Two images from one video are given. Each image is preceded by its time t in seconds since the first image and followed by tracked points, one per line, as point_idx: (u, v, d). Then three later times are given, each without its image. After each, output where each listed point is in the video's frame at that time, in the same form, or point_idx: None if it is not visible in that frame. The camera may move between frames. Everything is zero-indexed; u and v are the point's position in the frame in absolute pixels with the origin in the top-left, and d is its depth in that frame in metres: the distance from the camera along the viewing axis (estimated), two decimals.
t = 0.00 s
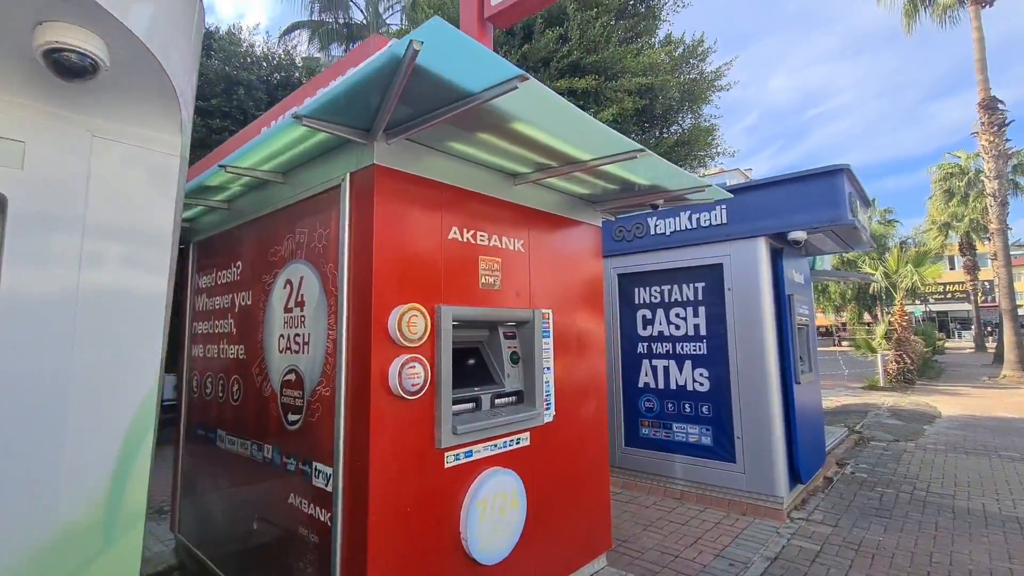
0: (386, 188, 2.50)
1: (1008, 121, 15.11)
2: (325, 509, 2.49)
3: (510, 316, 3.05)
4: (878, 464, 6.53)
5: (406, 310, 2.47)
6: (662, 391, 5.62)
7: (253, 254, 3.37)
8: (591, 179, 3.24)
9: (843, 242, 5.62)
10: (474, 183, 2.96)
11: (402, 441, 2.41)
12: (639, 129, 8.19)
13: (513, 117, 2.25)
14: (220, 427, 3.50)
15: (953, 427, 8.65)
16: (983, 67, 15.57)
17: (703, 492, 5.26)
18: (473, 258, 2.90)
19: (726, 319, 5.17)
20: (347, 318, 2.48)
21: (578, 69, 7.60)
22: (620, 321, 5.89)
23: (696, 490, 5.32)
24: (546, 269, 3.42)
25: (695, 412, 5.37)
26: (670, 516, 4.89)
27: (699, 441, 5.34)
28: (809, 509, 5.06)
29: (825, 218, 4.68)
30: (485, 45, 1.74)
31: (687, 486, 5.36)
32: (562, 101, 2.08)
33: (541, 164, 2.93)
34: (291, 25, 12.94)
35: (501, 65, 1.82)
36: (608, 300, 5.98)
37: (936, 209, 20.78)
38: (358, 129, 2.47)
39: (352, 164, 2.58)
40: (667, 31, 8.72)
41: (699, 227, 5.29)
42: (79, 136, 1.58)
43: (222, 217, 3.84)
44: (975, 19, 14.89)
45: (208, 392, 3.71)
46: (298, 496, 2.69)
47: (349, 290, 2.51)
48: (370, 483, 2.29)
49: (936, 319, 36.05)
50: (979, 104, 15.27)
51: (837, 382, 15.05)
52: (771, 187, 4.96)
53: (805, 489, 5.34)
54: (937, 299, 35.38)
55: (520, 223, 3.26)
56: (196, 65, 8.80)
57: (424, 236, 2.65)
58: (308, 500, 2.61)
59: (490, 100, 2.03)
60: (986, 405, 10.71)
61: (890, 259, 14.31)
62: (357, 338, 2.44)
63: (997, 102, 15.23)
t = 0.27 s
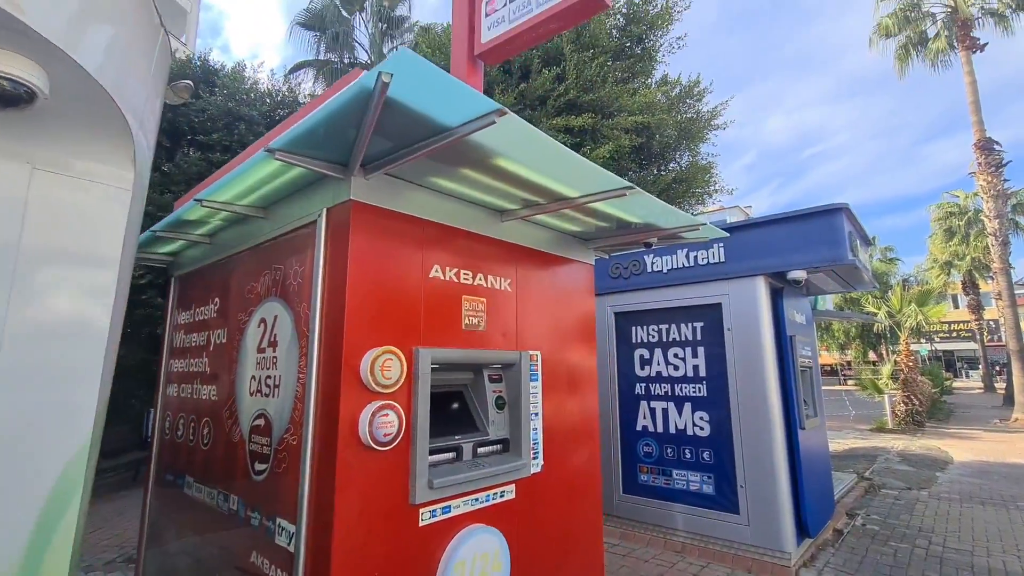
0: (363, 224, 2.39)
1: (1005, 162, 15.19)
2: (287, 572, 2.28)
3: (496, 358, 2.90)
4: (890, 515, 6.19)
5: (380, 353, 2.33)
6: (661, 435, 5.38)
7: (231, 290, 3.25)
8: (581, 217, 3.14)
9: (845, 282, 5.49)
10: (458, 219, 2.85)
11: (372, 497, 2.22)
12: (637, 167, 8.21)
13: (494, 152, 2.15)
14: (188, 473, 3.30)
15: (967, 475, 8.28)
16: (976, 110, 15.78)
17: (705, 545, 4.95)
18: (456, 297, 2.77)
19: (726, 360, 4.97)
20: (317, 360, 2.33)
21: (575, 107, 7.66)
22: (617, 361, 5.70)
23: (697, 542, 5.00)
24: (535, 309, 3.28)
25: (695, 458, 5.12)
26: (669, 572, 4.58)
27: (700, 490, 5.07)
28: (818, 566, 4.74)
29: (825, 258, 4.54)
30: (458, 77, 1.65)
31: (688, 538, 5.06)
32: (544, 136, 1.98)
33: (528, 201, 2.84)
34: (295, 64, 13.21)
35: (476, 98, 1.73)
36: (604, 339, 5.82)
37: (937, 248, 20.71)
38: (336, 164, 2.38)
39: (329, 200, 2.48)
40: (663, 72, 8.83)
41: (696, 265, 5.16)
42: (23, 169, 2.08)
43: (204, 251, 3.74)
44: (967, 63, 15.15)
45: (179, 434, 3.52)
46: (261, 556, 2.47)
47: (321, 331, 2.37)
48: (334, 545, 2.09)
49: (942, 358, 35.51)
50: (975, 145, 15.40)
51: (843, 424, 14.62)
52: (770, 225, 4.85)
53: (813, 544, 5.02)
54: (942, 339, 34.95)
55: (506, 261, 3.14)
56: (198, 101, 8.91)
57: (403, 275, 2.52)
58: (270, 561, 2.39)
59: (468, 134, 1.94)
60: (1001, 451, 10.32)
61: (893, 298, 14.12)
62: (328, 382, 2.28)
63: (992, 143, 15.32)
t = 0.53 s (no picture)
0: (341, 252, 2.30)
1: (1005, 197, 15.19)
2: None
3: (481, 393, 2.77)
4: (901, 562, 5.88)
5: (355, 387, 2.21)
6: (659, 473, 5.16)
7: (211, 318, 3.15)
8: (571, 247, 3.05)
9: (847, 317, 5.35)
10: (444, 248, 2.76)
11: (340, 544, 2.06)
12: (635, 197, 8.20)
13: (475, 180, 2.08)
14: (157, 510, 3.13)
15: (981, 518, 7.92)
16: (974, 145, 15.87)
17: None
18: (439, 329, 2.65)
19: (725, 396, 4.78)
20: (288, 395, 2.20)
21: (573, 138, 7.70)
22: (614, 394, 5.53)
23: None
24: (523, 341, 3.16)
25: (695, 498, 4.88)
26: None
27: (700, 533, 4.83)
28: None
29: (825, 291, 4.40)
30: (434, 102, 1.59)
31: None
32: (527, 163, 1.91)
33: (515, 230, 2.76)
34: (300, 94, 13.45)
35: (452, 123, 1.66)
36: (600, 371, 5.66)
37: (941, 282, 20.55)
38: (317, 191, 2.32)
39: (308, 227, 2.40)
40: (662, 105, 8.91)
41: (694, 296, 5.06)
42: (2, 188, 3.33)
43: (188, 277, 3.66)
44: (963, 100, 15.33)
45: (151, 467, 3.36)
46: None
47: (294, 363, 2.25)
48: None
49: (950, 394, 34.86)
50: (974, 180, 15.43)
51: (850, 461, 14.20)
52: (769, 258, 4.75)
53: None
54: (949, 374, 34.41)
55: (494, 292, 3.03)
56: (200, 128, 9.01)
57: (382, 305, 2.42)
58: None
59: (448, 161, 1.86)
60: (1015, 492, 9.93)
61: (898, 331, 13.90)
62: (298, 418, 2.15)
63: (992, 178, 15.35)
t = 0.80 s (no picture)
0: (319, 289, 2.22)
1: (1007, 242, 15.15)
2: None
3: (464, 439, 2.63)
4: None
5: (327, 433, 2.09)
6: (659, 525, 4.88)
7: (190, 355, 3.06)
8: (561, 287, 2.97)
9: (851, 362, 5.20)
10: (430, 286, 2.68)
11: None
12: (635, 238, 8.19)
13: (457, 217, 2.02)
14: (120, 559, 2.94)
15: None
16: (973, 191, 15.97)
17: None
18: (422, 370, 2.54)
19: (727, 443, 4.58)
20: (256, 439, 2.08)
21: (572, 178, 7.77)
22: (611, 439, 5.31)
23: None
24: (512, 383, 3.04)
25: (697, 553, 4.60)
26: None
27: None
28: None
29: (827, 335, 4.27)
30: (410, 138, 1.54)
31: None
32: (509, 201, 1.85)
33: (503, 269, 2.69)
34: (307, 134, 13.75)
35: (429, 159, 1.61)
36: (597, 415, 5.46)
37: (947, 327, 20.28)
38: (298, 226, 2.26)
39: (288, 263, 2.34)
40: (661, 148, 9.03)
41: (693, 338, 4.94)
42: None
43: (172, 312, 3.59)
44: (959, 147, 15.54)
45: (119, 512, 3.20)
46: None
47: (265, 405, 2.14)
48: None
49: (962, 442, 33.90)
50: (975, 225, 15.45)
51: (862, 512, 13.63)
52: (769, 300, 4.65)
53: None
54: (961, 421, 33.54)
55: (482, 331, 2.93)
56: (205, 164, 9.14)
57: (361, 345, 2.32)
58: None
59: (427, 198, 1.81)
60: None
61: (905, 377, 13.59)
62: (264, 465, 2.03)
63: (993, 224, 15.37)
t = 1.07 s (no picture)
0: (305, 312, 2.17)
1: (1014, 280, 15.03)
2: None
3: (451, 472, 2.53)
4: None
5: (305, 464, 2.02)
6: (658, 567, 4.66)
7: (175, 378, 2.99)
8: (556, 316, 2.91)
9: (856, 399, 5.07)
10: (421, 313, 2.63)
11: None
12: (637, 269, 8.16)
13: (446, 242, 1.98)
14: None
15: None
16: (978, 228, 15.94)
17: None
18: (409, 400, 2.46)
19: (728, 481, 4.42)
20: (232, 468, 2.00)
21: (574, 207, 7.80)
22: (610, 474, 5.13)
23: None
24: (504, 415, 2.95)
25: None
26: None
27: None
28: None
29: (830, 371, 4.16)
30: (397, 162, 1.50)
31: None
32: (499, 228, 1.81)
33: (496, 296, 2.63)
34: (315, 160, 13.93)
35: (416, 183, 1.57)
36: (595, 449, 5.29)
37: (956, 365, 19.96)
38: (287, 249, 2.22)
39: (277, 286, 2.29)
40: (664, 179, 9.08)
41: (694, 371, 4.83)
42: None
43: (163, 333, 3.54)
44: (963, 184, 15.57)
45: (94, 539, 3.09)
46: None
47: (243, 433, 2.06)
48: None
49: (975, 484, 32.97)
50: (981, 262, 15.37)
51: (872, 557, 13.13)
52: (771, 334, 4.55)
53: None
54: (972, 463, 32.69)
55: (474, 360, 2.86)
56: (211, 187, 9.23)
57: (347, 372, 2.25)
58: None
59: (415, 223, 1.77)
60: None
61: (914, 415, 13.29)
62: (238, 495, 1.95)
63: (999, 261, 15.28)
